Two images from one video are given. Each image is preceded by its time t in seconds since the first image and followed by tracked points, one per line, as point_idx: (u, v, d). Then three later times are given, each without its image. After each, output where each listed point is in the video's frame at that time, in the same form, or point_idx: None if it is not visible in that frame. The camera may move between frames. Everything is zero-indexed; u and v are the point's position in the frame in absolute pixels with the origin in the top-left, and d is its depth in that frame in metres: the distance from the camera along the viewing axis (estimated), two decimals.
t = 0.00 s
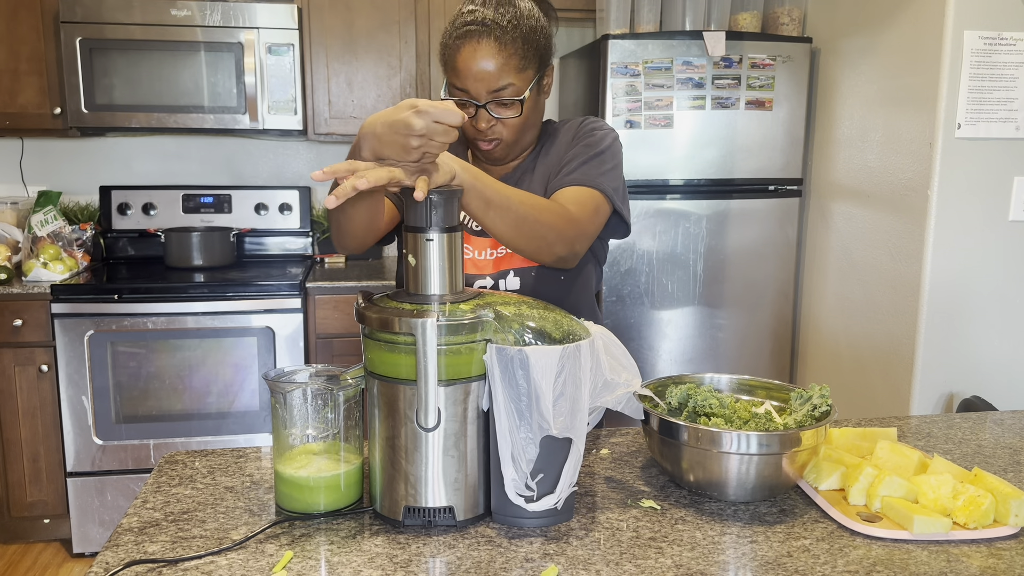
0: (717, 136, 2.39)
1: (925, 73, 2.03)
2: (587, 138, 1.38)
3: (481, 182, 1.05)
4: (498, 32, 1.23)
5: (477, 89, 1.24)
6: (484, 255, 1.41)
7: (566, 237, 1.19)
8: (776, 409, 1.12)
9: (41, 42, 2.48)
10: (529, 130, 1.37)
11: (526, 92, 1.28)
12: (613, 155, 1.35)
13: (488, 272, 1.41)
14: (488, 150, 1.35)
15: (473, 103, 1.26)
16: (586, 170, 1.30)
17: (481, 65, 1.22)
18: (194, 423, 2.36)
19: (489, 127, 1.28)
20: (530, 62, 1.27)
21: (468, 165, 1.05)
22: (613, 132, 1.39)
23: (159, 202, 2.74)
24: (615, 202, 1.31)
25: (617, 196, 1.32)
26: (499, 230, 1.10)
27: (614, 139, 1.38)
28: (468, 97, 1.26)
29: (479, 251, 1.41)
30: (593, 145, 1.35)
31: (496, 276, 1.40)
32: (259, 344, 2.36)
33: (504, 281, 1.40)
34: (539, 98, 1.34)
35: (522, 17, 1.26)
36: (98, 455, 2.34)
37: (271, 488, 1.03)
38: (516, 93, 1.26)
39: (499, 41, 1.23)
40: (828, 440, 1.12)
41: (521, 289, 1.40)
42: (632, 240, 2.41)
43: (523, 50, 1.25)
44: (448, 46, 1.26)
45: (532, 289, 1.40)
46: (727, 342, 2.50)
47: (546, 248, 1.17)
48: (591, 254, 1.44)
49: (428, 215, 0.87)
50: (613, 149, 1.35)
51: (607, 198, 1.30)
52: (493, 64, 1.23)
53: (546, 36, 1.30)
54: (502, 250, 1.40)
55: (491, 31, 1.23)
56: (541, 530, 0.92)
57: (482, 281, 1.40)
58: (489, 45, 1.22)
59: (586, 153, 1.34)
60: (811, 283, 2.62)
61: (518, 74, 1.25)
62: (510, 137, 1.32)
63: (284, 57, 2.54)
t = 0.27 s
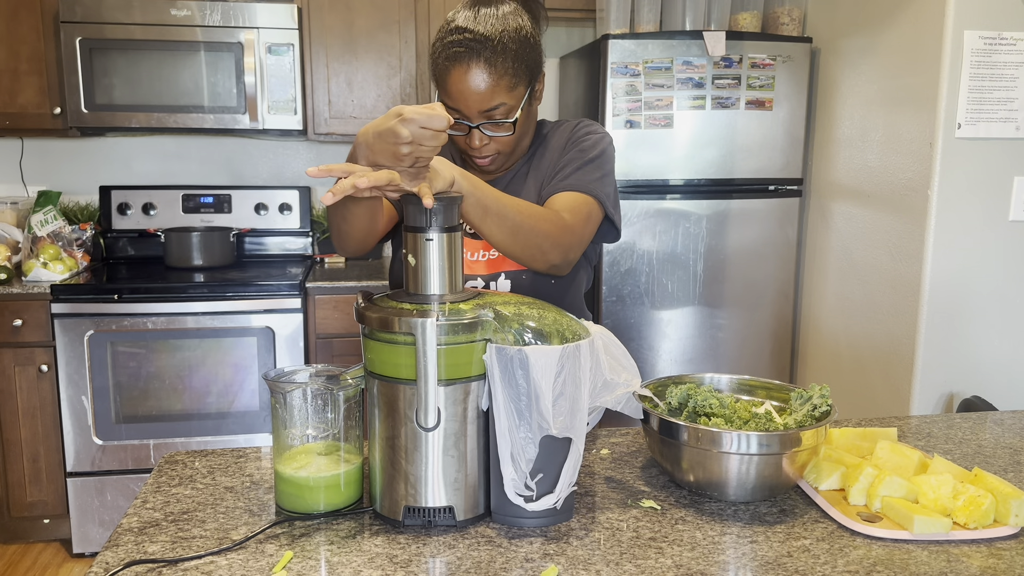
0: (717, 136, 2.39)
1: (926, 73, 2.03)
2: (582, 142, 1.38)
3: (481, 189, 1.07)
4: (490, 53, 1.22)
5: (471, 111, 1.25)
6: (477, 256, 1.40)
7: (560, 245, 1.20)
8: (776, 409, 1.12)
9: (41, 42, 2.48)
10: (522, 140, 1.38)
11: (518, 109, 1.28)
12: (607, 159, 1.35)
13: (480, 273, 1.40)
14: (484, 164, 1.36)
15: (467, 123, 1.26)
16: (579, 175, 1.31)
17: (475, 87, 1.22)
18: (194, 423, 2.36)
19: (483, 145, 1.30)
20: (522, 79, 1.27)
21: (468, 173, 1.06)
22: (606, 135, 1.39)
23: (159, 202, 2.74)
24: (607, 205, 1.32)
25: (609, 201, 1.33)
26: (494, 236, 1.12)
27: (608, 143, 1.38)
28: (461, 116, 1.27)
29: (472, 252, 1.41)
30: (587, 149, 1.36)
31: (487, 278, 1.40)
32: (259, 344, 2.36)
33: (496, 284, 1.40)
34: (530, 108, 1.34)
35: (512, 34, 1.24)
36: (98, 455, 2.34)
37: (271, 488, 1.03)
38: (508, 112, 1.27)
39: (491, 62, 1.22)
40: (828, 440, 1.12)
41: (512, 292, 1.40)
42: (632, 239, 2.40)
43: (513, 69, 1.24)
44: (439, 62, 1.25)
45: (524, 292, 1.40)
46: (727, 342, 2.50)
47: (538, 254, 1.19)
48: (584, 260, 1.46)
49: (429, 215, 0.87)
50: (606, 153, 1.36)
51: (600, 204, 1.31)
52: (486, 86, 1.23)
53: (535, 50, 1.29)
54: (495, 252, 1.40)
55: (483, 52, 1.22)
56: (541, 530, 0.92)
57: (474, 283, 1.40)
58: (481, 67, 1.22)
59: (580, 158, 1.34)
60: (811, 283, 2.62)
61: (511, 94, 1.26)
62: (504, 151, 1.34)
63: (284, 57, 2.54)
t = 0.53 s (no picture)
0: (717, 136, 2.39)
1: (926, 73, 2.03)
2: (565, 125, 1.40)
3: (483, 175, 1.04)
4: (480, 38, 1.23)
5: (458, 92, 1.24)
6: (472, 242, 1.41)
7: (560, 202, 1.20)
8: (777, 409, 1.12)
9: (41, 42, 2.48)
10: (508, 130, 1.37)
11: (504, 96, 1.28)
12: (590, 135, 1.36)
13: (475, 258, 1.41)
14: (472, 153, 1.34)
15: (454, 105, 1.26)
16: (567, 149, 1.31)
17: (464, 69, 1.23)
18: (194, 423, 2.35)
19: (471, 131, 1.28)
20: (510, 67, 1.28)
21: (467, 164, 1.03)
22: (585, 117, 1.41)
23: (159, 202, 2.74)
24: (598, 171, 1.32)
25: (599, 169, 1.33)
26: (507, 216, 1.09)
27: (587, 122, 1.40)
28: (448, 100, 1.27)
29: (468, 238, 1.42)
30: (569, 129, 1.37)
31: (482, 261, 1.41)
32: (259, 344, 2.36)
33: (491, 266, 1.41)
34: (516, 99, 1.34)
35: (502, 24, 1.27)
36: (98, 455, 2.34)
37: (271, 488, 1.03)
38: (494, 97, 1.26)
39: (480, 46, 1.23)
40: (828, 440, 1.12)
41: (506, 275, 1.41)
42: (632, 240, 2.40)
43: (502, 56, 1.26)
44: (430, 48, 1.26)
45: (518, 275, 1.41)
46: (727, 342, 2.50)
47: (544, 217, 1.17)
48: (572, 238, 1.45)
49: (429, 215, 0.87)
50: (587, 129, 1.37)
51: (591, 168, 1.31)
52: (474, 69, 1.23)
53: (525, 44, 1.31)
54: (490, 238, 1.41)
55: (473, 36, 1.23)
56: (541, 530, 0.92)
57: (469, 267, 1.41)
58: (471, 50, 1.23)
59: (563, 137, 1.36)
60: (811, 283, 2.62)
61: (499, 79, 1.26)
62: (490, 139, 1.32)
63: (284, 57, 2.54)
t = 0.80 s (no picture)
0: (717, 136, 2.39)
1: (926, 73, 2.03)
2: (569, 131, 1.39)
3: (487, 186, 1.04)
4: (483, 29, 1.24)
5: (460, 82, 1.25)
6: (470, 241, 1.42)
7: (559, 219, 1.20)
8: (777, 409, 1.12)
9: (41, 42, 2.48)
10: (510, 128, 1.36)
11: (507, 87, 1.27)
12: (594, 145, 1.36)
13: (475, 258, 1.42)
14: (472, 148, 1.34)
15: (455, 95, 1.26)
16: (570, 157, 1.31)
17: (466, 59, 1.23)
18: (194, 423, 2.36)
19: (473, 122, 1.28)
20: (514, 59, 1.28)
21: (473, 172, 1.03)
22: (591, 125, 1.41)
23: (159, 202, 2.74)
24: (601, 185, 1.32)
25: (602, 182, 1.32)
26: (505, 226, 1.10)
27: (593, 130, 1.40)
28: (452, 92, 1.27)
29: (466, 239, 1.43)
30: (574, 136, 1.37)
31: (481, 260, 1.42)
32: (259, 344, 2.36)
33: (491, 265, 1.41)
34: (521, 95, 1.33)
35: (507, 17, 1.27)
36: (98, 455, 2.34)
37: (271, 488, 1.03)
38: (497, 87, 1.26)
39: (483, 37, 1.24)
40: (828, 440, 1.12)
41: (505, 274, 1.41)
42: (632, 240, 2.40)
43: (506, 47, 1.26)
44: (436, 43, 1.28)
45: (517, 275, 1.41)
46: (727, 342, 2.50)
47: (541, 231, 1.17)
48: (572, 243, 1.45)
49: (430, 215, 0.87)
50: (593, 138, 1.37)
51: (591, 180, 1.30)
52: (477, 59, 1.23)
53: (530, 38, 1.31)
54: (488, 238, 1.42)
55: (476, 27, 1.24)
56: (541, 530, 0.92)
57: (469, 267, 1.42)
58: (473, 40, 1.23)
59: (568, 144, 1.36)
60: (811, 283, 2.62)
61: (501, 70, 1.26)
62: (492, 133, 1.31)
63: (284, 57, 2.54)
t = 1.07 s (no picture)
0: (717, 136, 2.39)
1: (925, 73, 2.03)
2: (571, 143, 1.39)
3: (480, 196, 1.08)
4: (479, 37, 1.23)
5: (455, 93, 1.24)
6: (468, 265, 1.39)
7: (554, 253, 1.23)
8: (777, 409, 1.12)
9: (41, 42, 2.48)
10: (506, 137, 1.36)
11: (503, 98, 1.28)
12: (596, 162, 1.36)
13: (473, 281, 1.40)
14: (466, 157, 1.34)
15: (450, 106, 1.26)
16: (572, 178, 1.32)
17: (461, 69, 1.23)
18: (194, 423, 2.35)
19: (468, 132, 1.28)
20: (510, 68, 1.27)
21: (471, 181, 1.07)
22: (594, 136, 1.41)
23: (159, 202, 2.74)
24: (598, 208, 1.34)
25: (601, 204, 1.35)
26: (492, 243, 1.14)
27: (598, 144, 1.39)
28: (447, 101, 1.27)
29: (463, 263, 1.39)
30: (576, 151, 1.37)
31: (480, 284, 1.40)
32: (259, 344, 2.36)
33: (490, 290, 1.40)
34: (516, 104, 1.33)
35: (503, 24, 1.26)
36: (98, 455, 2.34)
37: (271, 488, 1.03)
38: (493, 99, 1.26)
39: (479, 46, 1.23)
40: (828, 440, 1.12)
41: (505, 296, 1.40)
42: (632, 240, 2.40)
43: (502, 56, 1.25)
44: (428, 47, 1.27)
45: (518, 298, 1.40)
46: (727, 342, 2.50)
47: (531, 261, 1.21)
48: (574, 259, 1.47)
49: (430, 216, 0.87)
50: (596, 154, 1.37)
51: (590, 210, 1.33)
52: (472, 69, 1.23)
53: (526, 44, 1.30)
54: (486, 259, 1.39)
55: (471, 36, 1.23)
56: (541, 530, 0.92)
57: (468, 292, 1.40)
58: (469, 50, 1.22)
59: (571, 160, 1.36)
60: (811, 284, 2.62)
61: (498, 81, 1.26)
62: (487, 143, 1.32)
63: (283, 57, 2.54)
